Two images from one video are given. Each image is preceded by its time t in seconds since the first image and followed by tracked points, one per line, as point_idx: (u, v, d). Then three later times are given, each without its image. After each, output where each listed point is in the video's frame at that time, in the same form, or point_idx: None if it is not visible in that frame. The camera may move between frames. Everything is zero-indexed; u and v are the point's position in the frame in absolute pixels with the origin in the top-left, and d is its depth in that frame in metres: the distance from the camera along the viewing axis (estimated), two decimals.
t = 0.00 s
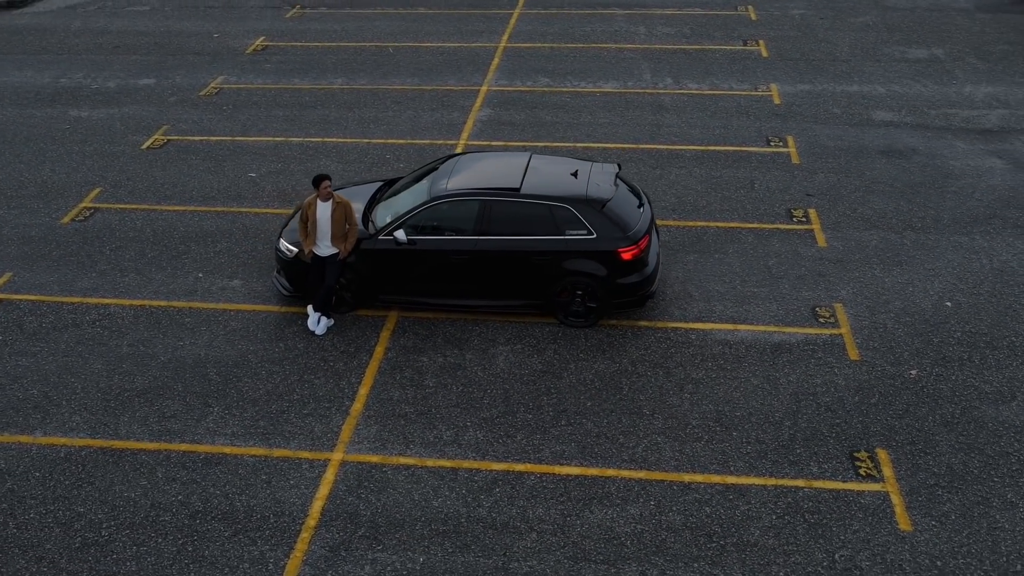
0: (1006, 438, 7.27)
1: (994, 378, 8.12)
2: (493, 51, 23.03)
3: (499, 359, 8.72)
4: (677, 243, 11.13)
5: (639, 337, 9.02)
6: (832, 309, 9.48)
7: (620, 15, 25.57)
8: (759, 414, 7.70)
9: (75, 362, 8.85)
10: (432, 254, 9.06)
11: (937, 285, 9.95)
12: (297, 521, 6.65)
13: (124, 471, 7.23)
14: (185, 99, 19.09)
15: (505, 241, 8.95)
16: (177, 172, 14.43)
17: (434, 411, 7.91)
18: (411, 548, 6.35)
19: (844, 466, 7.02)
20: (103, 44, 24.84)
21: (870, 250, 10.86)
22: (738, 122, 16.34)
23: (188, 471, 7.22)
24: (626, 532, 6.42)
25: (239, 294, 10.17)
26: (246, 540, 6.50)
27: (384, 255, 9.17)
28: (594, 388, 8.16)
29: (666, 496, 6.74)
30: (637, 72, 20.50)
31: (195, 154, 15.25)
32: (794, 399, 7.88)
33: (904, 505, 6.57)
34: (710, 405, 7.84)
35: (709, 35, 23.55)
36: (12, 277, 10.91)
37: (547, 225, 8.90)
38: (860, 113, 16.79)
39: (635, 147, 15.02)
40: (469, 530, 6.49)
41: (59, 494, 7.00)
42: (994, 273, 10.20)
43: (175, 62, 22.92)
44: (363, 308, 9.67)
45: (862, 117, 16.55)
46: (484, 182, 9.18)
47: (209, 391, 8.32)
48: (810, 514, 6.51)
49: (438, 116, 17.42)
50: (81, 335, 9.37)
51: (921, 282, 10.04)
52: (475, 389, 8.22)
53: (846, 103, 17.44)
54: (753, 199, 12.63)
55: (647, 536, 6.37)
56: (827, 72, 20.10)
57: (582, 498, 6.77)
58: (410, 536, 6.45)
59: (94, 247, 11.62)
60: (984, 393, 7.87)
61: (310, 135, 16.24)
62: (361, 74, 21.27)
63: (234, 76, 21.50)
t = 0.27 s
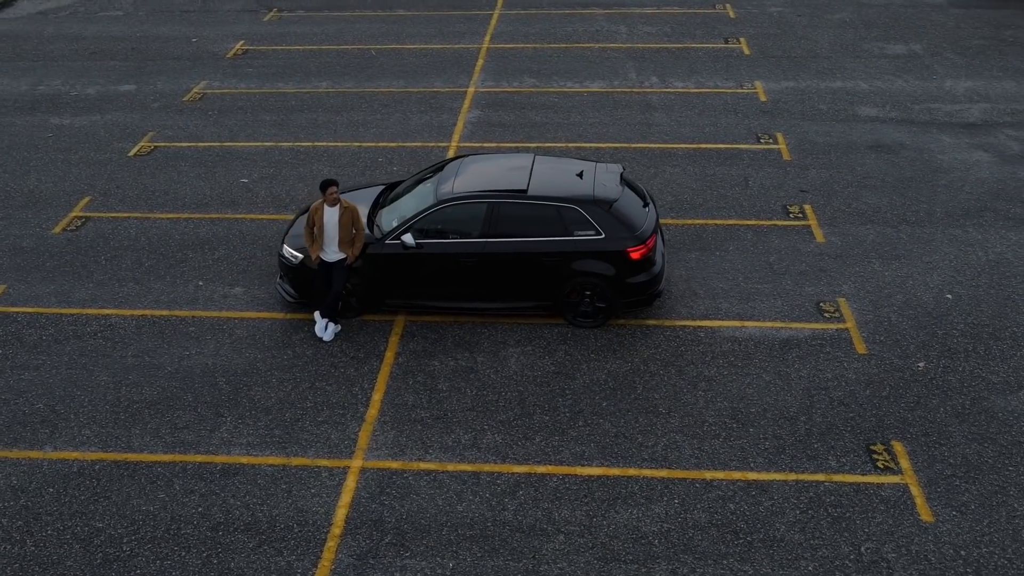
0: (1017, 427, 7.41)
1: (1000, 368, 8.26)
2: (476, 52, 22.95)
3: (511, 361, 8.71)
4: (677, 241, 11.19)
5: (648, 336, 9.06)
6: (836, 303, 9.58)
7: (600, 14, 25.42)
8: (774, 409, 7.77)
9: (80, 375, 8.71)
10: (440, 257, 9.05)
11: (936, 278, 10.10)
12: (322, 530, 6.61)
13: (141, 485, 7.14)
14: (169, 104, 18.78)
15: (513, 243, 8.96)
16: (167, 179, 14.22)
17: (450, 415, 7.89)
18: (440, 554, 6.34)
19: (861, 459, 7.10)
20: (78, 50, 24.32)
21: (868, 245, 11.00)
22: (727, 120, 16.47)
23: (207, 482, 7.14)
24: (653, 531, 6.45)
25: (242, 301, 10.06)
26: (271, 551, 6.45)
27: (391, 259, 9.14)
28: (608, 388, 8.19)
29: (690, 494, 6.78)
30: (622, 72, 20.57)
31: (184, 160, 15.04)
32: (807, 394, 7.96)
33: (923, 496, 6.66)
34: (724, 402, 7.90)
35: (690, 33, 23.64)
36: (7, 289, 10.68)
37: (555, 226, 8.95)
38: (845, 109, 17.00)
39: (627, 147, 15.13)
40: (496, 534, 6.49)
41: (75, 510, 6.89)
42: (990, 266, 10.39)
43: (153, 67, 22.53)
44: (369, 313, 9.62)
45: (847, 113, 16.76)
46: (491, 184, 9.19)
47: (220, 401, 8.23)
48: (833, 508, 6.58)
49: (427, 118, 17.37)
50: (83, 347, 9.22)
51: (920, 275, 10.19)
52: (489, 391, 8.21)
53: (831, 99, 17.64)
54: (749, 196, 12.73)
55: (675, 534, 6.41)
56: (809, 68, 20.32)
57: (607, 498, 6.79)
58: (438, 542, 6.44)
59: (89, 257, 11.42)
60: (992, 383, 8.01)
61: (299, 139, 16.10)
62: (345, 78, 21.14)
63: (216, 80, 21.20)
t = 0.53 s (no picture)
0: (1021, 413, 7.60)
1: (999, 355, 8.47)
2: (450, 53, 22.88)
3: (519, 364, 8.71)
4: (672, 239, 11.29)
5: (653, 335, 9.13)
6: (834, 296, 9.74)
7: (571, 14, 25.50)
8: (785, 403, 7.87)
9: (81, 393, 8.51)
10: (445, 262, 9.00)
11: (927, 268, 10.32)
12: (348, 541, 6.56)
13: (157, 503, 7.01)
14: (142, 113, 18.42)
15: (519, 246, 8.96)
16: (148, 189, 13.96)
17: (465, 420, 7.87)
18: (470, 560, 6.33)
19: (875, 449, 7.23)
20: (39, 58, 23.68)
21: (858, 238, 11.20)
22: (707, 117, 16.63)
23: (225, 497, 7.05)
24: (680, 528, 6.50)
25: (240, 312, 9.92)
26: (298, 565, 6.38)
27: (395, 265, 9.07)
28: (620, 388, 8.23)
29: (712, 491, 6.85)
30: (598, 71, 20.67)
31: (164, 170, 14.78)
32: (815, 387, 8.08)
33: (939, 484, 6.81)
34: (736, 398, 7.98)
35: (661, 32, 23.81)
36: None
37: (560, 228, 8.97)
38: (821, 104, 17.28)
39: (612, 147, 15.22)
40: (524, 538, 6.50)
41: (91, 531, 6.76)
42: (977, 255, 10.64)
43: (121, 75, 22.05)
44: (371, 320, 9.55)
45: (823, 108, 17.04)
46: (494, 187, 9.16)
47: (229, 414, 8.11)
48: (853, 498, 6.70)
49: (408, 121, 17.29)
50: (81, 364, 9.02)
51: (912, 266, 10.40)
52: (501, 395, 8.20)
53: (806, 94, 17.91)
54: (737, 192, 12.88)
55: (702, 531, 6.47)
56: (781, 64, 20.61)
57: (630, 497, 6.83)
58: (466, 549, 6.43)
59: (76, 271, 11.17)
60: (993, 371, 8.20)
61: (280, 146, 15.92)
62: (320, 82, 20.94)
63: (187, 87, 20.83)
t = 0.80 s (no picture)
0: (1021, 400, 7.80)
1: (994, 344, 8.67)
2: (424, 55, 22.79)
3: (525, 366, 8.72)
4: (665, 237, 11.36)
5: (656, 333, 9.19)
6: (829, 290, 9.88)
7: (542, 14, 25.53)
8: (792, 397, 7.98)
9: (81, 409, 8.34)
10: (447, 266, 8.96)
11: (916, 260, 10.52)
12: (370, 551, 6.54)
13: (171, 520, 6.92)
14: (114, 121, 18.07)
15: (520, 248, 8.96)
16: (130, 199, 13.71)
17: (476, 424, 7.86)
18: (495, 566, 6.35)
19: (884, 440, 7.37)
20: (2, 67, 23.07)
21: (847, 231, 11.38)
22: (687, 115, 16.77)
23: (240, 512, 6.97)
24: (701, 526, 6.58)
25: (237, 322, 9.79)
26: None
27: (396, 270, 9.01)
28: (628, 387, 8.28)
29: (729, 487, 6.93)
30: (574, 71, 20.73)
31: (144, 179, 14.52)
32: (820, 380, 8.20)
33: (950, 473, 6.96)
34: (743, 393, 8.07)
35: (633, 30, 23.93)
36: None
37: (561, 229, 8.99)
38: (797, 100, 17.52)
39: (595, 146, 15.30)
40: (547, 541, 6.52)
41: (106, 552, 6.65)
42: (963, 246, 10.88)
43: (89, 83, 21.59)
44: (372, 327, 9.49)
45: (799, 103, 17.28)
46: (493, 189, 9.15)
47: (236, 426, 8.01)
48: (868, 490, 6.83)
49: (388, 124, 17.20)
50: (77, 380, 8.83)
51: (901, 258, 10.60)
52: (510, 398, 8.20)
53: (782, 90, 18.14)
54: (724, 189, 13.01)
55: (723, 527, 6.55)
56: (754, 61, 20.85)
57: (649, 496, 6.89)
58: (491, 554, 6.44)
59: (63, 285, 10.93)
60: (991, 359, 8.40)
61: (261, 152, 15.74)
62: (295, 87, 20.73)
63: (158, 94, 20.47)
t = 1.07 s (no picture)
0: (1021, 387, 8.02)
1: (990, 334, 8.89)
2: (399, 58, 22.69)
3: (533, 368, 8.73)
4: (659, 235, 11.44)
5: (660, 332, 9.26)
6: (825, 284, 10.03)
7: (514, 15, 25.53)
8: (800, 391, 8.10)
9: (84, 427, 8.18)
10: (451, 270, 8.92)
11: (907, 252, 10.72)
12: (397, 561, 6.53)
13: (190, 538, 6.84)
14: (88, 131, 17.71)
15: (524, 250, 8.95)
16: (113, 210, 13.47)
17: (490, 429, 7.86)
18: (524, 571, 6.38)
19: (894, 431, 7.52)
20: None
21: (837, 225, 11.56)
22: (668, 113, 16.91)
23: (259, 526, 6.91)
24: (724, 523, 6.67)
25: (236, 333, 9.66)
26: None
27: (399, 276, 8.94)
28: (637, 386, 8.34)
29: (747, 483, 7.04)
30: (551, 71, 20.78)
31: (126, 190, 14.27)
32: (826, 374, 8.33)
33: (961, 462, 7.15)
34: (752, 389, 8.17)
35: (606, 30, 24.04)
36: None
37: (564, 230, 9.00)
38: (774, 96, 17.75)
39: (581, 147, 15.36)
40: (574, 544, 6.57)
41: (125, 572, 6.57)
42: (950, 237, 11.11)
43: (57, 92, 21.13)
44: (375, 333, 9.43)
45: (777, 100, 17.50)
46: (495, 192, 9.12)
47: (245, 438, 7.92)
48: (883, 481, 6.99)
49: (370, 128, 17.09)
50: (77, 398, 8.65)
51: (892, 250, 10.80)
52: (522, 401, 8.22)
53: (759, 87, 18.36)
54: (713, 187, 13.13)
55: (746, 524, 6.66)
56: (729, 58, 21.07)
57: (670, 495, 6.97)
58: (519, 559, 6.47)
59: (53, 300, 10.70)
60: (989, 349, 8.61)
61: (244, 159, 15.55)
62: (271, 92, 20.51)
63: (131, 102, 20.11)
